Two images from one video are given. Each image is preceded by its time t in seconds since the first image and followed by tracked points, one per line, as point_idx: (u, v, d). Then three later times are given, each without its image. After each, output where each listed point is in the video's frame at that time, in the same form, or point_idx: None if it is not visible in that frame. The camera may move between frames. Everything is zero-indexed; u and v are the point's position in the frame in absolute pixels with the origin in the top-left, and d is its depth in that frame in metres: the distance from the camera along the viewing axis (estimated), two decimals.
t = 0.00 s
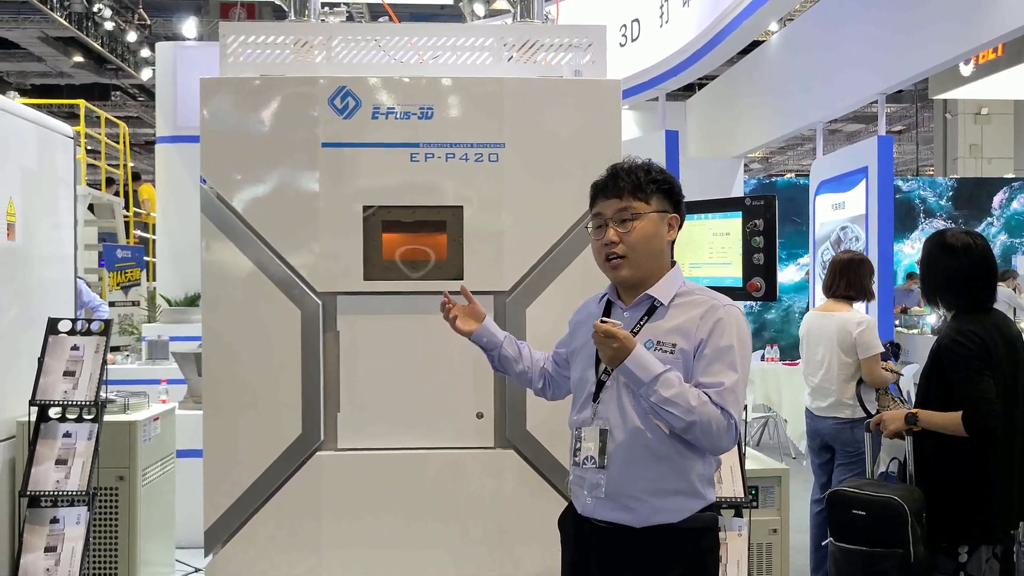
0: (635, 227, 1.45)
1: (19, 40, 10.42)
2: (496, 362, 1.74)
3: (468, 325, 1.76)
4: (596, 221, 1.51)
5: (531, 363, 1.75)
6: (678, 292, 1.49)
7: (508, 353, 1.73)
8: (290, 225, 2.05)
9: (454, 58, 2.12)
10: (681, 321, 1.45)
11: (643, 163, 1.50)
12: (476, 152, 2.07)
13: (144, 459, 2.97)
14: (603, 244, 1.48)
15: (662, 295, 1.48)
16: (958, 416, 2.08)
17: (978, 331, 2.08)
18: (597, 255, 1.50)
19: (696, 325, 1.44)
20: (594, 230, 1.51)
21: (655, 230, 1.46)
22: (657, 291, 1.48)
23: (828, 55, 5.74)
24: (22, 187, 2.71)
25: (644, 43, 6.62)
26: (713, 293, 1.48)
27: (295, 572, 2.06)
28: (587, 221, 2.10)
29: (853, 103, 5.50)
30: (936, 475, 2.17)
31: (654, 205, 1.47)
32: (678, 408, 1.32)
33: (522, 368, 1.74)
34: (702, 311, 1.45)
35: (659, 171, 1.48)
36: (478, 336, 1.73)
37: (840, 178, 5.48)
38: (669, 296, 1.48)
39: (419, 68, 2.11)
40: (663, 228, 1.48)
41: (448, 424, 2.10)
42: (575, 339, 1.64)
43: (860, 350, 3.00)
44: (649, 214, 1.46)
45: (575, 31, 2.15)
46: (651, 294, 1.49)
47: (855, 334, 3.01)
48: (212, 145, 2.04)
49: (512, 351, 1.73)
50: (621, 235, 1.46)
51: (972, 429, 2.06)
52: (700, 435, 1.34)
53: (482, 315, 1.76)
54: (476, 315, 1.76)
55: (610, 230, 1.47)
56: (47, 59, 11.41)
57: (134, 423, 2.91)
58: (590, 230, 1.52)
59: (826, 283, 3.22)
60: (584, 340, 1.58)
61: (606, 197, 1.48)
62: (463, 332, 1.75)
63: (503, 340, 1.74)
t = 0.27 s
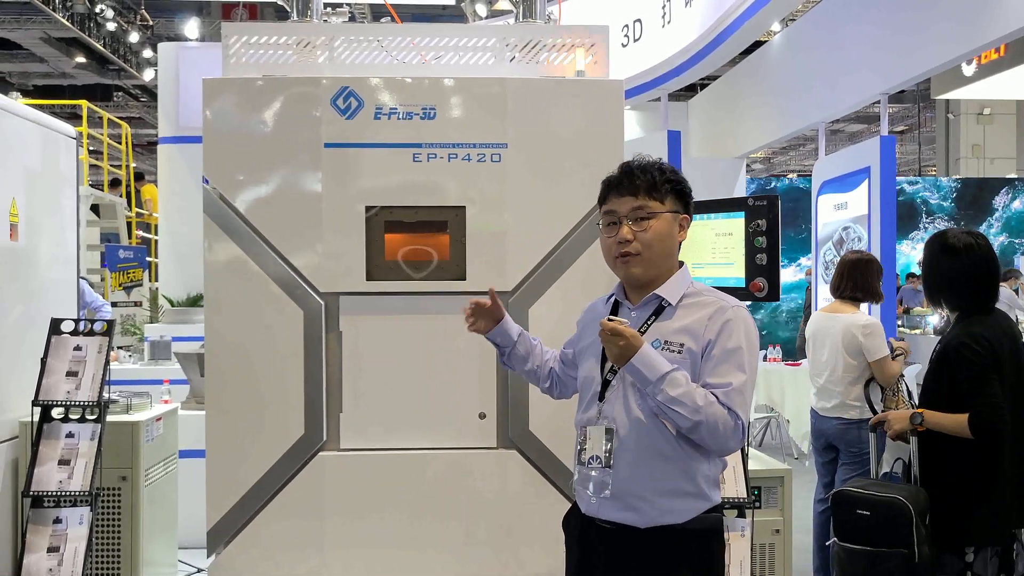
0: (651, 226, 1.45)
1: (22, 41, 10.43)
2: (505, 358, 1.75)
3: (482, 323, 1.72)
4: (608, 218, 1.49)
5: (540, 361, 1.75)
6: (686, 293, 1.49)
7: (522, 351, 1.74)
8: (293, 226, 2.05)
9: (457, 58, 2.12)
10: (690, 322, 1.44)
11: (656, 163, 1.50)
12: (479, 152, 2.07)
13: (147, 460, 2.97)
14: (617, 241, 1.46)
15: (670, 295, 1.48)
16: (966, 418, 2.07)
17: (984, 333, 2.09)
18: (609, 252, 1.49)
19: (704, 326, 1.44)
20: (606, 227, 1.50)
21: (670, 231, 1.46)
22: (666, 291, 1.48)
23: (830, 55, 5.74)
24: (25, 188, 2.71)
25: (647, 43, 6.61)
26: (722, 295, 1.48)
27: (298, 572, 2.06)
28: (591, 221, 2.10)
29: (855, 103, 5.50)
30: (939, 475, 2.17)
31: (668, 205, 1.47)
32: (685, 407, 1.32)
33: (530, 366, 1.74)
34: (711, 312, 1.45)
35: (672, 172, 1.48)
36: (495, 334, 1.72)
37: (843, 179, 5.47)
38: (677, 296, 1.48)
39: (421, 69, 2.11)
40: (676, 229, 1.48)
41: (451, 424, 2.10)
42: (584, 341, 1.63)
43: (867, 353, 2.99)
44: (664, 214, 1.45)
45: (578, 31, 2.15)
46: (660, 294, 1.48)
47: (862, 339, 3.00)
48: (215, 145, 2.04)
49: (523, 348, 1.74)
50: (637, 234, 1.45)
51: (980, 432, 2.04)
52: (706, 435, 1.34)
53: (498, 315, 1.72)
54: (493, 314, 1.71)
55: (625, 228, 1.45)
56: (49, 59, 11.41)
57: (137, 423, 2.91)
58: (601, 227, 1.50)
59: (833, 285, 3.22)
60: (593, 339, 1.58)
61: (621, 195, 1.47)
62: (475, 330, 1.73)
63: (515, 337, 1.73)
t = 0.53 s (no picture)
0: (666, 227, 1.44)
1: (25, 42, 10.45)
2: (500, 360, 1.73)
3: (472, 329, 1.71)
4: (620, 218, 1.48)
5: (537, 362, 1.73)
6: (695, 295, 1.49)
7: (516, 351, 1.72)
8: (294, 227, 2.05)
9: (458, 59, 2.12)
10: (700, 323, 1.44)
11: (667, 163, 1.49)
12: (480, 153, 2.07)
13: (149, 460, 2.97)
14: (632, 242, 1.45)
15: (680, 296, 1.47)
16: (965, 417, 2.06)
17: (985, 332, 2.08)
18: (620, 253, 1.47)
19: (715, 327, 1.44)
20: (617, 227, 1.48)
21: (683, 233, 1.46)
22: (675, 292, 1.48)
23: (832, 56, 5.74)
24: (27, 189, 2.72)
25: (648, 44, 6.61)
26: (731, 297, 1.48)
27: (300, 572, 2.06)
28: (592, 221, 2.10)
29: (857, 104, 5.49)
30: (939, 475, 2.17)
31: (682, 207, 1.47)
32: (694, 403, 1.32)
33: (527, 367, 1.73)
34: (721, 314, 1.45)
35: (685, 173, 1.48)
36: (484, 338, 1.71)
37: (845, 179, 5.46)
38: (687, 297, 1.47)
39: (422, 70, 2.11)
40: (686, 231, 1.48)
41: (452, 425, 2.10)
42: (587, 341, 1.61)
43: (874, 353, 2.99)
44: (677, 216, 1.45)
45: (579, 31, 2.15)
46: (669, 294, 1.48)
47: (867, 339, 3.00)
48: (216, 145, 2.04)
49: (517, 350, 1.72)
50: (652, 235, 1.44)
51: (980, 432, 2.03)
52: (715, 432, 1.33)
53: (487, 319, 1.71)
54: (481, 319, 1.70)
55: (640, 229, 1.45)
56: (51, 61, 11.42)
57: (138, 424, 2.90)
58: (612, 226, 1.49)
59: (837, 285, 3.21)
60: (597, 340, 1.57)
61: (635, 194, 1.46)
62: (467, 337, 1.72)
63: (507, 341, 1.72)
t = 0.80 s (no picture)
0: (673, 231, 1.44)
1: (26, 42, 10.45)
2: (503, 348, 1.73)
3: (482, 306, 1.73)
4: (627, 219, 1.47)
5: (537, 355, 1.73)
6: (703, 296, 1.49)
7: (517, 342, 1.72)
8: (296, 227, 2.05)
9: (459, 59, 2.12)
10: (709, 323, 1.44)
11: (675, 164, 1.48)
12: (482, 154, 2.07)
13: (150, 461, 2.97)
14: (637, 244, 1.45)
15: (688, 297, 1.47)
16: (969, 416, 2.06)
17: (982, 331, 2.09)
18: (626, 254, 1.47)
19: (723, 327, 1.44)
20: (624, 228, 1.48)
21: (690, 236, 1.46)
22: (682, 294, 1.47)
23: (833, 56, 5.74)
24: (29, 189, 2.72)
25: (649, 44, 6.62)
26: (738, 297, 1.48)
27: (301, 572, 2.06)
28: (593, 222, 2.10)
29: (859, 105, 5.49)
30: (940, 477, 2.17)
31: (689, 210, 1.47)
32: (704, 408, 1.31)
33: (528, 359, 1.72)
34: (729, 314, 1.45)
35: (693, 175, 1.47)
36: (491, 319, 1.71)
37: (846, 179, 5.46)
38: (694, 298, 1.47)
39: (424, 70, 2.11)
40: (693, 234, 1.48)
41: (453, 426, 2.10)
42: (593, 340, 1.60)
43: (875, 352, 2.98)
44: (684, 219, 1.45)
45: (581, 32, 2.15)
46: (676, 295, 1.48)
47: (868, 339, 3.00)
48: (218, 146, 2.04)
49: (521, 340, 1.72)
50: (658, 238, 1.45)
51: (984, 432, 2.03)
52: (725, 437, 1.33)
53: (499, 299, 1.73)
54: (493, 298, 1.72)
55: (647, 231, 1.45)
56: (53, 61, 11.44)
57: (140, 425, 2.90)
58: (619, 227, 1.48)
59: (838, 286, 3.21)
60: (604, 340, 1.56)
61: (642, 197, 1.45)
62: (474, 313, 1.73)
63: (513, 327, 1.72)
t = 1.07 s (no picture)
0: (681, 233, 1.44)
1: (28, 43, 10.46)
2: (505, 358, 1.72)
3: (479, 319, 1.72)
4: (635, 219, 1.47)
5: (541, 361, 1.72)
6: (711, 296, 1.48)
7: (519, 350, 1.71)
8: (297, 228, 2.05)
9: (460, 60, 2.12)
10: (718, 324, 1.44)
11: (687, 163, 1.48)
12: (483, 154, 2.07)
13: (152, 461, 2.98)
14: (645, 245, 1.45)
15: (696, 298, 1.47)
16: (981, 413, 2.05)
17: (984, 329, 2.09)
18: (634, 254, 1.47)
19: (732, 329, 1.44)
20: (632, 227, 1.48)
21: (698, 238, 1.46)
22: (691, 294, 1.47)
23: (835, 57, 5.73)
24: (31, 190, 2.72)
25: (650, 44, 6.62)
26: (746, 298, 1.48)
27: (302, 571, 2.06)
28: (595, 222, 2.10)
29: (860, 105, 5.48)
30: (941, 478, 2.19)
31: (699, 212, 1.46)
32: (714, 412, 1.32)
33: (531, 365, 1.71)
34: (738, 315, 1.44)
35: (704, 175, 1.47)
36: (489, 331, 1.70)
37: (848, 180, 5.46)
38: (702, 299, 1.47)
39: (425, 71, 2.11)
40: (703, 236, 1.48)
41: (454, 426, 2.10)
42: (599, 342, 1.59)
43: (873, 351, 2.98)
44: (694, 221, 1.45)
45: (582, 33, 2.15)
46: (685, 296, 1.47)
47: (867, 338, 2.99)
48: (219, 146, 2.04)
49: (522, 347, 1.71)
50: (666, 239, 1.44)
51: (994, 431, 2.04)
52: (735, 440, 1.33)
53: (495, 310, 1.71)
54: (489, 309, 1.71)
55: (655, 232, 1.44)
56: (54, 62, 11.46)
57: (141, 425, 2.90)
58: (627, 227, 1.48)
59: (836, 286, 3.21)
60: (612, 341, 1.55)
61: (651, 198, 1.45)
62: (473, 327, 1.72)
63: (513, 336, 1.70)
